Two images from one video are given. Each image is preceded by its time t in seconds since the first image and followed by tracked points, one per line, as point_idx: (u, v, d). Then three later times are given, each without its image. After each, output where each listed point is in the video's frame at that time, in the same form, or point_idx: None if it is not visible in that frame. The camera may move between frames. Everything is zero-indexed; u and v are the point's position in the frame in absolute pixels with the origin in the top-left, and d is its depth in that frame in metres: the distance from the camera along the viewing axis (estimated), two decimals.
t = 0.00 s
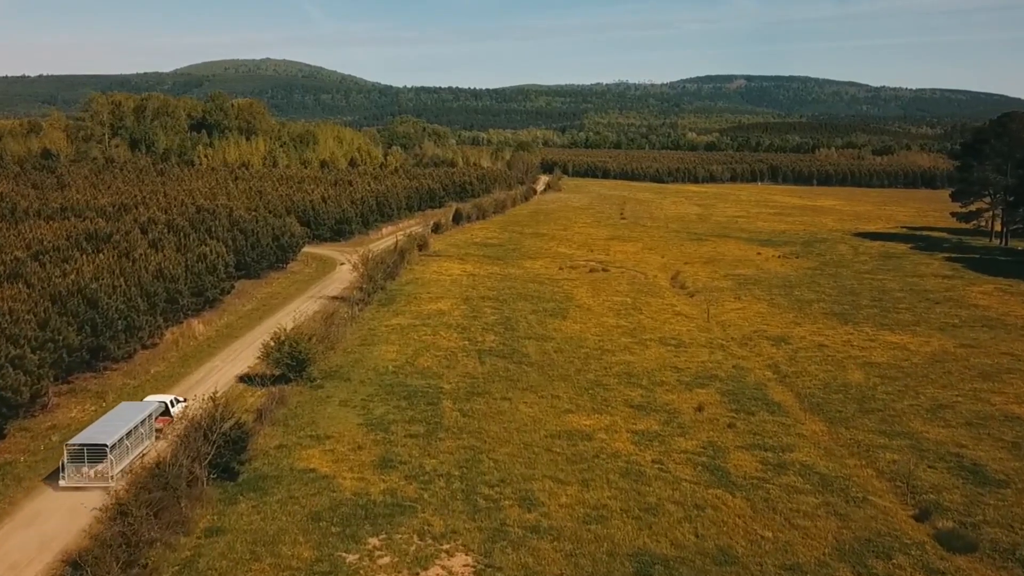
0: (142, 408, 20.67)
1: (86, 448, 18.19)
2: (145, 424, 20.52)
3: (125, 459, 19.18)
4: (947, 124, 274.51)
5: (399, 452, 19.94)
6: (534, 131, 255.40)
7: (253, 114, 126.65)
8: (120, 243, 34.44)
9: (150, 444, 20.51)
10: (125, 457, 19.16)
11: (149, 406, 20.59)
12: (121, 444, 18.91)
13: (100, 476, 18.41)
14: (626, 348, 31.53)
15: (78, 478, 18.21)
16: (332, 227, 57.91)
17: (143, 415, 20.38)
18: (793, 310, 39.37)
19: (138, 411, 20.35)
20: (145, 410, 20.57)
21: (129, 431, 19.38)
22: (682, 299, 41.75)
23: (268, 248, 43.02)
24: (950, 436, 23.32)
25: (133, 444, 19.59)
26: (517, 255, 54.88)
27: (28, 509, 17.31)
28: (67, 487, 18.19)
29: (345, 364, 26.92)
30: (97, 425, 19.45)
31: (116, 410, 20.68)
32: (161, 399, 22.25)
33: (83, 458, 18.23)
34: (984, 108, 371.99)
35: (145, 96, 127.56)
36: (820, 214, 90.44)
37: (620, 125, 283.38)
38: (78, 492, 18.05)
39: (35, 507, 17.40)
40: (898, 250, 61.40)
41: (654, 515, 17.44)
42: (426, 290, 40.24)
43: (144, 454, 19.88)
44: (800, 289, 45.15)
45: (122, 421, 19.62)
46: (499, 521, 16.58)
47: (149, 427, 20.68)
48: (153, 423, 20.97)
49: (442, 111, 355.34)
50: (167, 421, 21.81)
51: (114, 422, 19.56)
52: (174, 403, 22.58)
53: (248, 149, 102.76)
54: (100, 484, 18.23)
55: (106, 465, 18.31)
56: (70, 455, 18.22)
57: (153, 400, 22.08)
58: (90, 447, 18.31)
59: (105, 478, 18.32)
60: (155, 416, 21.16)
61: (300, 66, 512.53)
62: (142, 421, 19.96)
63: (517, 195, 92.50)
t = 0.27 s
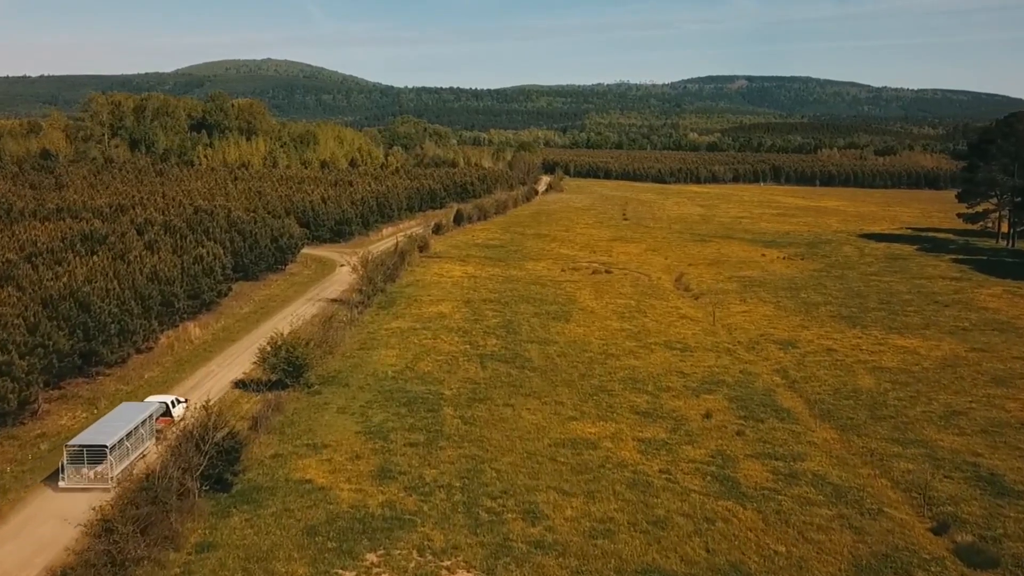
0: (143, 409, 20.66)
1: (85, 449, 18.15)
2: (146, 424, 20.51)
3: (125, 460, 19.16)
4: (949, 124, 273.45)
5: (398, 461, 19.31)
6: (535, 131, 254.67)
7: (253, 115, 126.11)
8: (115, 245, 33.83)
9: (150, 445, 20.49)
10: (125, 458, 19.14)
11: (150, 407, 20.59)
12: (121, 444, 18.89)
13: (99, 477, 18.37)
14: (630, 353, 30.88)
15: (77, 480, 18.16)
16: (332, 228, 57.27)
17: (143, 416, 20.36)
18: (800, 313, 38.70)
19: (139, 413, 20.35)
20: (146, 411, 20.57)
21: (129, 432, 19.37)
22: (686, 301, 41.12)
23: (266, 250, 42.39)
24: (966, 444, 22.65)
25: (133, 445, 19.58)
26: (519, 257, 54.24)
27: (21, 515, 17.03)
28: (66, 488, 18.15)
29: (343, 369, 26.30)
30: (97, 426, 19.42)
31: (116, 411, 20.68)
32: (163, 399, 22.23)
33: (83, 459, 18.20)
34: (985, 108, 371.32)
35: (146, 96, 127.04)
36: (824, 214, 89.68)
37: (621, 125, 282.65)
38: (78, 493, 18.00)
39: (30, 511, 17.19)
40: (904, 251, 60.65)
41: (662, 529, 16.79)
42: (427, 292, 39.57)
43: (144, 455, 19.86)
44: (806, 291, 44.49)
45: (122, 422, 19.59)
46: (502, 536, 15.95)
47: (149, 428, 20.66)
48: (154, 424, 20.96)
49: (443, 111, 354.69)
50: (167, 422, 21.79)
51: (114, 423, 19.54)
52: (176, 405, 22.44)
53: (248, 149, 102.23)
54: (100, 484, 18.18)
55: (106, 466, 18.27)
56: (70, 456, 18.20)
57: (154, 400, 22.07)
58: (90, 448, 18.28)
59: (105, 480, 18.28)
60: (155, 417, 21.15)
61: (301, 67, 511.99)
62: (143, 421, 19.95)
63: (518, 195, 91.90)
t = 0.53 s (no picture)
0: (143, 410, 20.44)
1: (85, 450, 17.88)
2: (147, 425, 20.30)
3: (125, 462, 18.91)
4: (951, 125, 272.47)
5: (397, 472, 18.66)
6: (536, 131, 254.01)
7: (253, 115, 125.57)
8: (110, 246, 33.19)
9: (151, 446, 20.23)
10: (126, 460, 18.88)
11: (150, 408, 20.37)
12: (121, 446, 18.64)
13: (99, 479, 18.11)
14: (635, 357, 30.21)
15: (77, 482, 17.90)
16: (332, 229, 56.60)
17: (144, 417, 20.13)
18: (807, 316, 38.01)
19: (140, 414, 20.15)
20: (146, 412, 20.35)
21: (129, 433, 19.14)
22: (691, 304, 40.44)
23: (265, 251, 41.71)
24: (983, 453, 21.95)
25: (134, 447, 19.34)
26: (521, 258, 53.58)
27: (18, 519, 16.71)
28: (66, 490, 17.87)
29: (342, 374, 25.65)
30: (96, 427, 19.18)
31: (116, 412, 20.44)
32: (164, 400, 22.04)
33: (82, 460, 17.94)
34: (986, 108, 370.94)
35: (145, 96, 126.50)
36: (827, 215, 88.93)
37: (622, 125, 282.03)
38: (77, 495, 17.75)
39: (26, 516, 16.82)
40: (910, 253, 59.93)
41: (672, 544, 16.13)
42: (427, 295, 38.90)
43: (144, 456, 19.60)
44: (813, 294, 43.80)
45: (122, 423, 19.37)
46: (505, 552, 15.30)
47: (149, 430, 20.42)
48: (154, 425, 20.72)
49: (444, 111, 354.14)
50: (168, 424, 21.62)
51: (113, 424, 19.29)
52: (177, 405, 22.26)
53: (247, 150, 101.67)
54: (100, 486, 17.92)
55: (106, 467, 18.01)
56: (69, 458, 17.94)
57: (155, 401, 21.86)
58: (90, 449, 18.03)
59: (105, 481, 18.02)
60: (156, 417, 20.95)
61: (302, 68, 511.68)
62: (143, 422, 19.72)
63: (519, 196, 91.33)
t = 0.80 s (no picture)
0: (144, 411, 20.33)
1: (85, 452, 17.81)
2: (148, 427, 20.20)
3: (125, 463, 18.82)
4: (953, 127, 271.37)
5: (397, 484, 18.01)
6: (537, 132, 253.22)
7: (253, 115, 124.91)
8: (104, 249, 32.56)
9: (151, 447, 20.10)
10: (125, 462, 18.80)
11: (151, 409, 20.22)
12: (121, 448, 18.55)
13: (99, 481, 18.04)
14: (641, 362, 29.54)
15: (77, 483, 17.83)
16: (331, 231, 55.94)
17: (144, 419, 20.02)
18: (815, 320, 37.33)
19: (140, 415, 20.05)
20: (147, 413, 20.22)
21: (129, 435, 19.06)
22: (696, 307, 39.80)
23: (263, 253, 41.07)
24: (1002, 463, 21.26)
25: (134, 448, 19.27)
26: (522, 261, 52.90)
27: (18, 520, 16.64)
28: (65, 492, 17.80)
29: (341, 380, 25.00)
30: (96, 428, 19.11)
31: (116, 413, 20.35)
32: (165, 400, 21.67)
33: (82, 462, 17.85)
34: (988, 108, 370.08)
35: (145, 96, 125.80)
36: (832, 216, 88.16)
37: (624, 126, 281.22)
38: (78, 497, 17.68)
39: (22, 518, 16.70)
40: (917, 254, 59.16)
41: (683, 562, 15.46)
42: (428, 298, 38.23)
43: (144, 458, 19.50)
44: (820, 296, 43.13)
45: (122, 425, 19.28)
46: (509, 570, 14.65)
47: (150, 431, 20.26)
48: (155, 426, 20.52)
49: (445, 112, 353.42)
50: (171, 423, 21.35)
51: (113, 426, 19.19)
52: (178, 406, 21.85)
53: (247, 150, 101.06)
54: (100, 488, 17.83)
55: (105, 469, 17.92)
56: (69, 459, 17.87)
57: (156, 401, 21.50)
58: (90, 451, 17.96)
59: (105, 483, 17.94)
60: (157, 419, 20.67)
61: (303, 68, 510.91)
62: (143, 424, 19.64)
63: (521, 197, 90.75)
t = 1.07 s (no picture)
0: (145, 413, 19.99)
1: (85, 454, 17.52)
2: (150, 429, 19.88)
3: (126, 466, 18.51)
4: (955, 127, 270.11)
5: (397, 497, 17.33)
6: (538, 132, 252.60)
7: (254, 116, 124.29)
8: (98, 251, 31.90)
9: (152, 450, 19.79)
10: (126, 464, 18.48)
11: (152, 411, 19.88)
12: (122, 450, 18.24)
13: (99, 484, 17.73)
14: (648, 368, 28.83)
15: (77, 486, 17.54)
16: (331, 232, 55.23)
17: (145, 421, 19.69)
18: (824, 324, 36.59)
19: (141, 417, 19.74)
20: (149, 415, 19.87)
21: (130, 437, 18.75)
22: (702, 310, 39.07)
23: (261, 256, 40.40)
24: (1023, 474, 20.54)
25: (135, 451, 18.95)
26: (525, 262, 52.23)
27: (16, 525, 16.33)
28: (65, 495, 17.52)
29: (339, 387, 24.31)
30: (97, 430, 18.82)
31: (117, 415, 20.06)
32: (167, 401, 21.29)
33: (82, 465, 17.57)
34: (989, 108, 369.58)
35: (145, 97, 125.15)
36: (836, 217, 87.41)
37: (625, 126, 280.59)
38: (78, 500, 17.39)
39: (20, 522, 16.40)
40: (924, 256, 58.44)
41: None
42: (429, 301, 37.52)
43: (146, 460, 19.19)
44: (827, 299, 42.45)
45: (123, 427, 18.99)
46: None
47: (151, 433, 19.92)
48: (156, 428, 20.15)
49: (446, 112, 352.81)
50: (173, 425, 20.99)
51: (114, 428, 18.88)
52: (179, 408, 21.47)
53: (247, 151, 100.47)
54: (100, 492, 17.51)
55: (106, 472, 17.62)
56: (69, 462, 17.59)
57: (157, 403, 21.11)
58: (90, 454, 17.68)
59: (105, 486, 17.63)
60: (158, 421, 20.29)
61: (304, 68, 510.33)
62: (145, 426, 19.31)
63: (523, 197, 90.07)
